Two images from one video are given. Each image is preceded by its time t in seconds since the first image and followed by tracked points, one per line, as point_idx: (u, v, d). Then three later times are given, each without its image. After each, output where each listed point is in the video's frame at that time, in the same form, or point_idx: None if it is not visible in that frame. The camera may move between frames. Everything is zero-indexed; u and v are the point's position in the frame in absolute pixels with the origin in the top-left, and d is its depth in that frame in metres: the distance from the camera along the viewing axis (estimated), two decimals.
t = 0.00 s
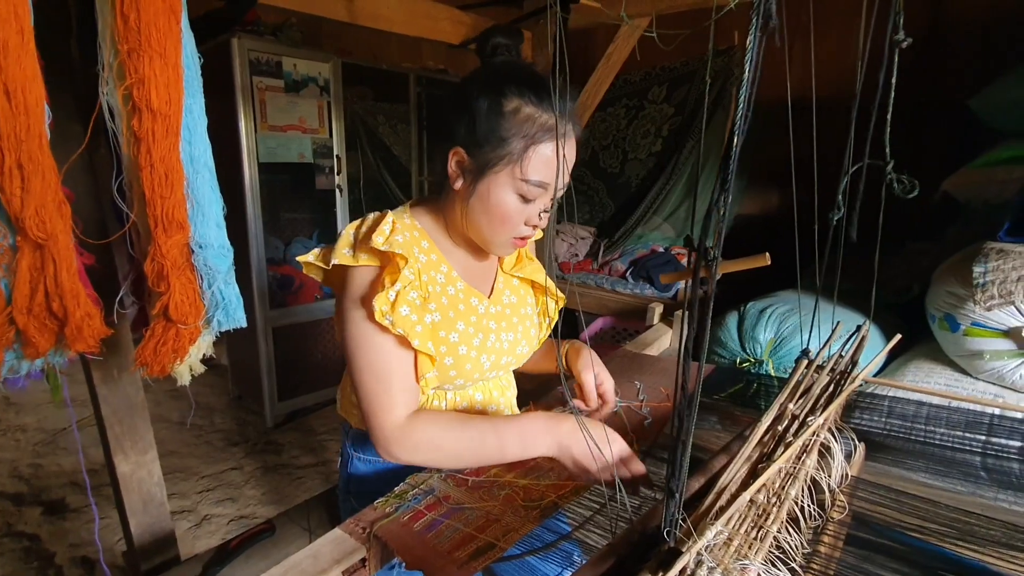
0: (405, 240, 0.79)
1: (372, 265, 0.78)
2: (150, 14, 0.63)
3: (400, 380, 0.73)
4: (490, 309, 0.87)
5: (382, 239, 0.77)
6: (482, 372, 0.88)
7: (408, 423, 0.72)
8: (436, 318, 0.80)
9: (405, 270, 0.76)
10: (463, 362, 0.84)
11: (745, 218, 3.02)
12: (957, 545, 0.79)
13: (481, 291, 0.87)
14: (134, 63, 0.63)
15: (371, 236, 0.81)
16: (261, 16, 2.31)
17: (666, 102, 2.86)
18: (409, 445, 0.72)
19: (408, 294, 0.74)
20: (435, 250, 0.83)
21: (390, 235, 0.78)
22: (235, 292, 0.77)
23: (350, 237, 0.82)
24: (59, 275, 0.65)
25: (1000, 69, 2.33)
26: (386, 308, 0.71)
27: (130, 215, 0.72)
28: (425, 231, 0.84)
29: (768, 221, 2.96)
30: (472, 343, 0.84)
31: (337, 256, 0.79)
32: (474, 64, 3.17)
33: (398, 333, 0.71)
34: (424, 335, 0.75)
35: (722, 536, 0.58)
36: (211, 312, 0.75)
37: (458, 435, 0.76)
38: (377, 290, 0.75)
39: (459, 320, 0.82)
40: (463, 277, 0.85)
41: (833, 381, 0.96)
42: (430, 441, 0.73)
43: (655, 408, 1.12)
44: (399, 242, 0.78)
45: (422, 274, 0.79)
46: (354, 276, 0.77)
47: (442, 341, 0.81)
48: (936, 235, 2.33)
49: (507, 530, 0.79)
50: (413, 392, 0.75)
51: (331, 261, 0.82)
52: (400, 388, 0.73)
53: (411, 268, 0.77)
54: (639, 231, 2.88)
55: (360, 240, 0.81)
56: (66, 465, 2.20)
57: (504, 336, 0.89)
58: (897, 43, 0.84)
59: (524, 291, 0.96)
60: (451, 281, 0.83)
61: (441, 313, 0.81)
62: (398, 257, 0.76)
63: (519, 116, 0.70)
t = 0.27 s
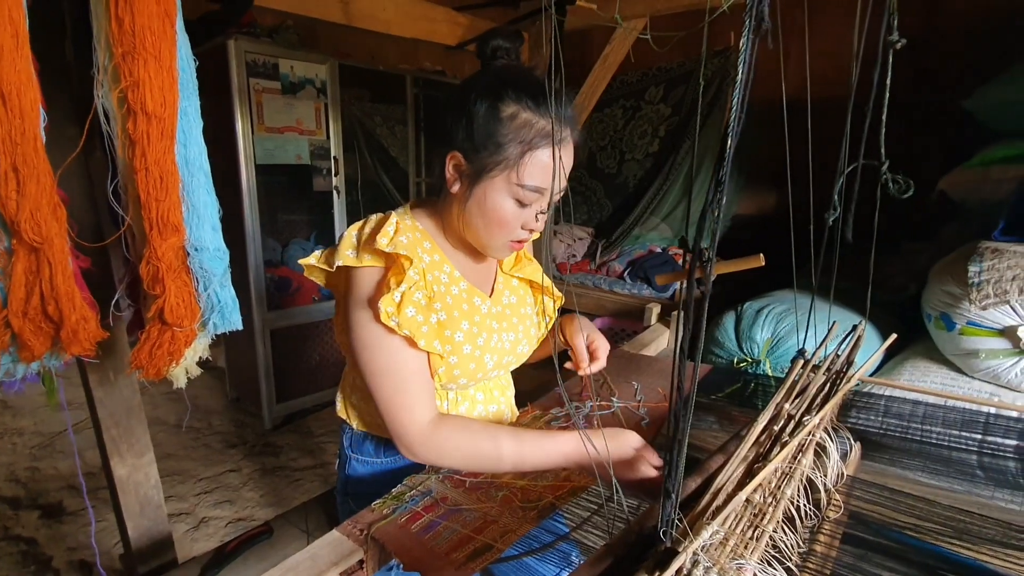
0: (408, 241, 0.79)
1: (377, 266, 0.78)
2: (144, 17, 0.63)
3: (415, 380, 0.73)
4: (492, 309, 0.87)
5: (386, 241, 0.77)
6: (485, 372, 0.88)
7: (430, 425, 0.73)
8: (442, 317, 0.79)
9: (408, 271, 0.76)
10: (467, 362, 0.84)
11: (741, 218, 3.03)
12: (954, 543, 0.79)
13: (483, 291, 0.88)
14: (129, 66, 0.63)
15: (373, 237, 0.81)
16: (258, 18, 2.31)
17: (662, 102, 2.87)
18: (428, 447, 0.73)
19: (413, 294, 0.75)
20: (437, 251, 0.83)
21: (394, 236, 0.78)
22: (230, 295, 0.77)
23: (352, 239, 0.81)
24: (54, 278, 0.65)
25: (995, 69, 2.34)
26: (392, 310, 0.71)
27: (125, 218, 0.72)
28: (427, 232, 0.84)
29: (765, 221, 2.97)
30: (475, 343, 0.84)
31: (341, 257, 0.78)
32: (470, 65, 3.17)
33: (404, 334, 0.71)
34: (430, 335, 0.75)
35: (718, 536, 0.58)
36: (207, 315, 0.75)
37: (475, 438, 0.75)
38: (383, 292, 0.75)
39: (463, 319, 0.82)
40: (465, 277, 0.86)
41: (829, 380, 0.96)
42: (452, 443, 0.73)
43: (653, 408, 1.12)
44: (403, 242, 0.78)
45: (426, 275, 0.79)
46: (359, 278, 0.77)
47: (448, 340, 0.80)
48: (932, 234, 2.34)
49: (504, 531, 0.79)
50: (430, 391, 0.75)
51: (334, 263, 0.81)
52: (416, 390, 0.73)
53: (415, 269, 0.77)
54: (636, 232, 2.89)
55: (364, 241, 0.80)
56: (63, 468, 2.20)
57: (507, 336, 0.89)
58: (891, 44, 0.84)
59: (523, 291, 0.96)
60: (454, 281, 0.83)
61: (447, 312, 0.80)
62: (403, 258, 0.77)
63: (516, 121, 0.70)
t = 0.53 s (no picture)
0: (402, 244, 0.79)
1: (370, 270, 0.78)
2: (139, 19, 0.63)
3: (411, 386, 0.74)
4: (488, 311, 0.87)
5: (378, 245, 0.77)
6: (481, 374, 0.88)
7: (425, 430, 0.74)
8: (435, 320, 0.80)
9: (402, 275, 0.76)
10: (462, 364, 0.84)
11: (738, 218, 3.04)
12: (951, 541, 0.79)
13: (478, 294, 0.88)
14: (124, 69, 0.63)
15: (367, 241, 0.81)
16: (254, 19, 2.31)
17: (659, 103, 2.87)
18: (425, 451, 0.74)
19: (407, 298, 0.75)
20: (431, 254, 0.83)
21: (386, 241, 0.78)
22: (226, 297, 0.77)
23: (346, 242, 0.82)
24: (49, 281, 0.65)
25: (990, 69, 2.35)
26: (385, 314, 0.72)
27: (120, 220, 0.72)
28: (421, 235, 0.84)
29: (761, 221, 2.98)
30: (471, 346, 0.84)
31: (333, 262, 0.78)
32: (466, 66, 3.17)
33: (398, 339, 0.72)
34: (424, 339, 0.76)
35: (715, 536, 0.58)
36: (203, 317, 0.75)
37: (472, 443, 0.76)
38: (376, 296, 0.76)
39: (458, 322, 0.83)
40: (460, 280, 0.86)
41: (824, 380, 0.96)
42: (448, 448, 0.74)
43: (650, 409, 1.12)
44: (395, 247, 0.78)
45: (420, 278, 0.80)
46: (352, 282, 0.77)
47: (442, 343, 0.81)
48: (928, 234, 2.34)
49: (503, 532, 0.79)
50: (426, 396, 0.75)
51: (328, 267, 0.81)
52: (412, 393, 0.74)
53: (409, 272, 0.77)
54: (633, 232, 2.90)
55: (357, 246, 0.80)
56: (59, 471, 2.19)
57: (501, 339, 0.89)
58: (886, 45, 0.84)
59: (519, 292, 0.97)
60: (449, 284, 0.83)
61: (441, 314, 0.81)
62: (395, 262, 0.76)
63: (510, 126, 0.71)
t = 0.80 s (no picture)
0: (395, 245, 0.80)
1: (361, 271, 0.79)
2: (137, 19, 0.63)
3: (406, 388, 0.76)
4: (484, 313, 0.87)
5: (369, 246, 0.78)
6: (476, 376, 0.89)
7: (420, 432, 0.76)
8: (429, 321, 0.80)
9: (394, 276, 0.77)
10: (457, 366, 0.84)
11: (736, 218, 3.04)
12: (952, 539, 0.80)
13: (474, 295, 0.87)
14: (123, 68, 0.63)
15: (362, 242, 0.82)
16: (252, 20, 2.31)
17: (657, 103, 2.87)
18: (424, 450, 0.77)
19: (399, 299, 0.76)
20: (427, 255, 0.83)
21: (378, 242, 0.78)
22: (226, 297, 0.77)
23: (341, 243, 0.83)
24: (49, 281, 0.64)
25: (986, 69, 2.36)
26: (377, 314, 0.74)
27: (120, 220, 0.71)
28: (417, 236, 0.84)
29: (759, 221, 2.98)
30: (466, 347, 0.84)
31: (326, 262, 0.80)
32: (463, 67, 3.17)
33: (389, 339, 0.74)
34: (415, 340, 0.77)
35: (715, 534, 0.58)
36: (203, 317, 0.75)
37: (469, 445, 0.78)
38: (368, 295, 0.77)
39: (453, 323, 0.83)
40: (455, 281, 0.86)
41: (823, 378, 0.97)
42: (443, 450, 0.77)
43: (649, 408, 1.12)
44: (387, 248, 0.78)
45: (414, 279, 0.80)
46: (346, 283, 0.79)
47: (437, 344, 0.81)
48: (925, 233, 2.35)
49: (503, 532, 0.79)
50: (420, 397, 0.78)
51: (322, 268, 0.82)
52: (408, 395, 0.77)
53: (401, 273, 0.78)
54: (632, 232, 2.90)
55: (351, 246, 0.81)
56: (56, 473, 2.18)
57: (497, 341, 0.88)
58: (882, 46, 0.83)
59: (518, 294, 0.96)
60: (444, 285, 0.84)
61: (435, 316, 0.81)
62: (386, 263, 0.77)
63: (502, 126, 0.70)
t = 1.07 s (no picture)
0: (396, 246, 0.80)
1: (360, 273, 0.79)
2: (141, 16, 0.62)
3: (408, 393, 0.77)
4: (485, 316, 0.87)
5: (369, 248, 0.78)
6: (475, 380, 0.89)
7: (420, 438, 0.76)
8: (429, 323, 0.81)
9: (394, 278, 0.77)
10: (457, 368, 0.84)
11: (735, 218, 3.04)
12: (952, 537, 0.80)
13: (475, 298, 0.87)
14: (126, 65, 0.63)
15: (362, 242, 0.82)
16: (251, 20, 2.30)
17: (657, 103, 2.88)
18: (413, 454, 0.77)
19: (398, 301, 0.76)
20: (427, 256, 0.83)
21: (378, 243, 0.78)
22: (229, 295, 0.77)
23: (341, 243, 0.83)
24: (52, 279, 0.64)
25: (985, 69, 2.36)
26: (376, 316, 0.74)
27: (122, 218, 0.71)
28: (418, 237, 0.84)
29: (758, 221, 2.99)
30: (466, 350, 0.84)
31: (326, 262, 0.80)
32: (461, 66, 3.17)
33: (388, 341, 0.74)
34: (415, 343, 0.77)
35: (719, 531, 0.58)
36: (206, 316, 0.75)
37: (470, 452, 0.80)
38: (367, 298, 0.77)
39: (453, 326, 0.83)
40: (457, 283, 0.86)
41: (825, 377, 0.97)
42: (444, 456, 0.77)
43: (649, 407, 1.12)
44: (387, 250, 0.78)
45: (414, 280, 0.80)
46: (345, 284, 0.79)
47: (436, 346, 0.82)
48: (924, 233, 2.35)
49: (506, 530, 0.79)
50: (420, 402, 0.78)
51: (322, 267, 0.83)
52: (410, 400, 0.77)
53: (401, 275, 0.78)
54: (632, 232, 2.91)
55: (350, 246, 0.82)
56: (54, 474, 2.18)
57: (498, 345, 0.89)
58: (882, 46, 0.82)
59: (522, 297, 0.95)
60: (444, 287, 0.84)
61: (435, 318, 0.81)
62: (386, 265, 0.77)
63: (505, 125, 0.70)
